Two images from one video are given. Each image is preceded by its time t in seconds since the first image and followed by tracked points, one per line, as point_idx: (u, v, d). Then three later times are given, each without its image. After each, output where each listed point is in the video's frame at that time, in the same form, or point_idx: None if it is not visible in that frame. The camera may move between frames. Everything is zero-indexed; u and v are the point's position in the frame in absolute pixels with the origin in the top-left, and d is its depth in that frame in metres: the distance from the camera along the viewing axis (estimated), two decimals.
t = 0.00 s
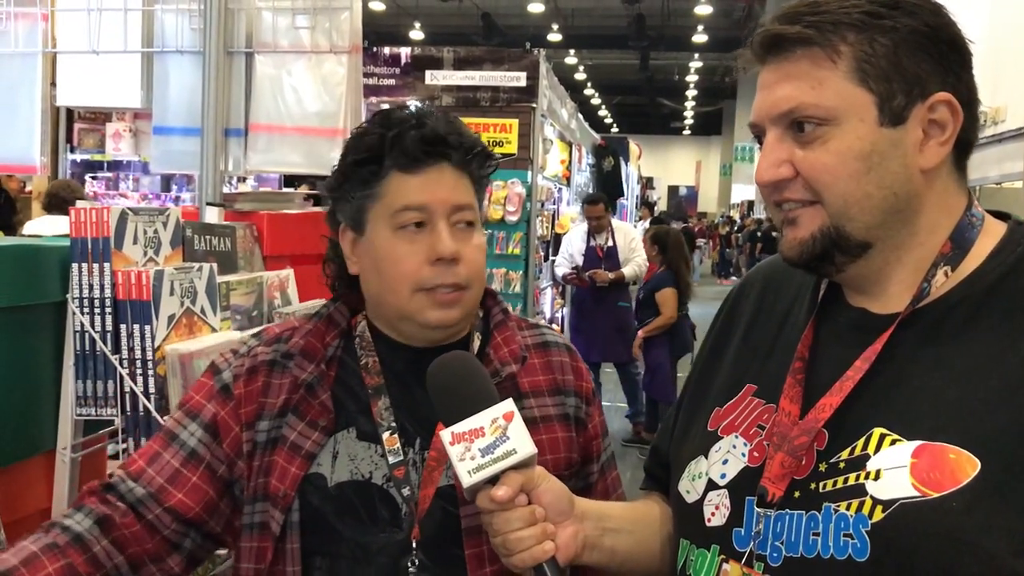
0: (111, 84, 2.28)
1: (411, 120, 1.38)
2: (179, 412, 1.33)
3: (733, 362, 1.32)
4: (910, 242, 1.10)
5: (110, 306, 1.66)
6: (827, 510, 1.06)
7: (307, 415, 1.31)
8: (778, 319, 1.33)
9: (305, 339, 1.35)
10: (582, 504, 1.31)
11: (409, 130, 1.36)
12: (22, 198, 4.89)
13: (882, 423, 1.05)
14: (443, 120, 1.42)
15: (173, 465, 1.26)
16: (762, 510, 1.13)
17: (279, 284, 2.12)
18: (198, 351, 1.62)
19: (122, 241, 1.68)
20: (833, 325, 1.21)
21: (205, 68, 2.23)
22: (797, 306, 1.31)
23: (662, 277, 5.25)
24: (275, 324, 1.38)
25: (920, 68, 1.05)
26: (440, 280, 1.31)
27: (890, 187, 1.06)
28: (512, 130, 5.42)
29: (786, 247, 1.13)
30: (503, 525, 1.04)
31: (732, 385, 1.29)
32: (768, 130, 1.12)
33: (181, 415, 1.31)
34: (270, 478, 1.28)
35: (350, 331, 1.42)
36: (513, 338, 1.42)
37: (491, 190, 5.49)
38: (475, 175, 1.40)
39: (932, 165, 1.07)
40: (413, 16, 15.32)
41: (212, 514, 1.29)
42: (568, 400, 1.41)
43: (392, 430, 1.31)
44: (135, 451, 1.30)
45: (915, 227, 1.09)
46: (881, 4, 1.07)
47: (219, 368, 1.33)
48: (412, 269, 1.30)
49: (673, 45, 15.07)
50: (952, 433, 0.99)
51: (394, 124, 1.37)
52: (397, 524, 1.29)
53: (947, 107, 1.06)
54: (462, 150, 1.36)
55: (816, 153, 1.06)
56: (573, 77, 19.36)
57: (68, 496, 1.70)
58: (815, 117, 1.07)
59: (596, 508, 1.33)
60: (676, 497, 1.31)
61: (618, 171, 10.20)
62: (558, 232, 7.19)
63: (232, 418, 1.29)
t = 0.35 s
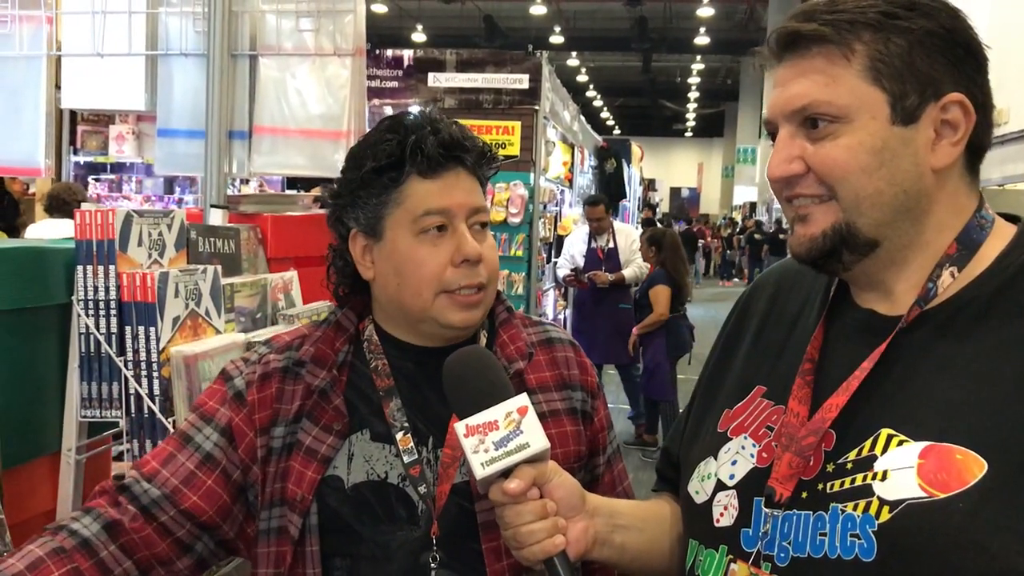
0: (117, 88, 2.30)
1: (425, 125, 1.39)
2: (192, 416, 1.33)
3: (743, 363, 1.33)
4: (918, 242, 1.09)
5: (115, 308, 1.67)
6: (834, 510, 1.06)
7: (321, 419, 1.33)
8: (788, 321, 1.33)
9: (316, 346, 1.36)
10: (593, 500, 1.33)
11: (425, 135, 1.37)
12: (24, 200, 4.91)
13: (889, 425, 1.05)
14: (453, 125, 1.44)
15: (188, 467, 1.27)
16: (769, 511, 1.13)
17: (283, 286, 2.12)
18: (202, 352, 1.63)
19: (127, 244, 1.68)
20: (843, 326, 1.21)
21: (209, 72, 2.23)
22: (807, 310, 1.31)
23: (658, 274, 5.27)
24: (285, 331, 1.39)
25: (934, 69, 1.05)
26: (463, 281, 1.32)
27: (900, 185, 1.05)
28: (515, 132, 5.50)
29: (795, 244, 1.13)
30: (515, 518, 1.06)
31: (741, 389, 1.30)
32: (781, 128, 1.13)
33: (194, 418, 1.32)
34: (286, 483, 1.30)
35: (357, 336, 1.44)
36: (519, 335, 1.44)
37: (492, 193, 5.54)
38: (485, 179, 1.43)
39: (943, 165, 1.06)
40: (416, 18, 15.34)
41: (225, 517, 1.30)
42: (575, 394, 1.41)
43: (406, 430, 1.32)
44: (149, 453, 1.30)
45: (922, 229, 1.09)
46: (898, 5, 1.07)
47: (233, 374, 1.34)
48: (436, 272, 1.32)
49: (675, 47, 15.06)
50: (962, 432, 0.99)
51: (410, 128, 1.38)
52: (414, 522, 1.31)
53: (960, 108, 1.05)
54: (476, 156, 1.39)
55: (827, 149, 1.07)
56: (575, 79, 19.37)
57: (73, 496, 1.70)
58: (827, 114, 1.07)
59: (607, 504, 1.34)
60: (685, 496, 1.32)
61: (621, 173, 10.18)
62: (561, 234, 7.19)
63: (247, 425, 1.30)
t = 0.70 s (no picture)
0: (116, 89, 2.29)
1: (430, 128, 1.38)
2: (201, 416, 1.31)
3: (748, 364, 1.32)
4: (924, 237, 1.08)
5: (114, 310, 1.66)
6: (836, 515, 1.05)
7: (329, 423, 1.33)
8: (791, 321, 1.32)
9: (324, 350, 1.35)
10: (598, 502, 1.31)
11: (429, 140, 1.35)
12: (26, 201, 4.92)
13: (892, 429, 1.04)
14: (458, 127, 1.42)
15: (197, 466, 1.24)
16: (773, 511, 1.12)
17: (284, 288, 2.11)
18: (201, 353, 1.63)
19: (125, 245, 1.67)
20: (847, 332, 1.19)
21: (209, 72, 2.23)
22: (811, 311, 1.30)
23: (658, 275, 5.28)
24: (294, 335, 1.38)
25: (958, 62, 1.03)
26: (467, 283, 1.31)
27: (913, 175, 1.04)
28: (516, 134, 5.48)
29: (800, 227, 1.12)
30: (518, 520, 1.04)
31: (742, 394, 1.28)
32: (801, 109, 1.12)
33: (203, 417, 1.30)
34: (295, 486, 1.30)
35: (365, 339, 1.43)
36: (526, 339, 1.42)
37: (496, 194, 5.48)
38: (489, 181, 1.42)
39: (959, 161, 1.05)
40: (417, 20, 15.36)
41: (230, 519, 1.28)
42: (583, 398, 1.40)
43: (413, 435, 1.32)
44: (157, 452, 1.27)
45: (931, 222, 1.07)
46: None
47: (241, 377, 1.32)
48: (439, 276, 1.31)
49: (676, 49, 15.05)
50: (973, 432, 0.97)
51: (413, 132, 1.37)
52: (421, 526, 1.30)
53: (981, 105, 1.04)
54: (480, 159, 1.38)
55: (844, 132, 1.06)
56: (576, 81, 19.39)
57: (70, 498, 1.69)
58: (848, 97, 1.07)
59: (610, 506, 1.33)
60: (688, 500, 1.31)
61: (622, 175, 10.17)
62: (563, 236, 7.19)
63: (256, 427, 1.29)
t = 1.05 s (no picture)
0: (119, 89, 2.29)
1: (421, 122, 1.38)
2: (188, 430, 1.33)
3: (752, 362, 1.32)
4: (942, 233, 1.07)
5: (116, 310, 1.65)
6: (836, 514, 1.05)
7: (315, 424, 1.31)
8: (797, 320, 1.31)
9: (309, 350, 1.34)
10: (600, 498, 1.31)
11: (418, 132, 1.35)
12: (28, 202, 4.93)
13: (894, 429, 1.04)
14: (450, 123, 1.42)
15: (183, 482, 1.27)
16: (774, 509, 1.12)
17: (285, 288, 2.11)
18: (203, 355, 1.61)
19: (128, 244, 1.68)
20: (852, 335, 1.19)
21: (212, 72, 2.23)
22: (818, 309, 1.29)
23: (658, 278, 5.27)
24: (280, 339, 1.38)
25: (991, 60, 1.03)
26: (449, 280, 1.30)
27: (935, 168, 1.03)
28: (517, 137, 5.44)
29: (818, 217, 1.12)
30: (521, 516, 1.04)
31: (745, 391, 1.28)
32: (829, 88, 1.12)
33: (188, 433, 1.31)
34: (281, 488, 1.28)
35: (352, 340, 1.42)
36: (514, 335, 1.42)
37: (496, 196, 5.51)
38: (481, 178, 1.40)
39: (982, 159, 1.04)
40: (418, 22, 15.40)
41: (223, 528, 1.29)
42: (572, 396, 1.39)
43: (400, 432, 1.30)
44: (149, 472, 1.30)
45: (950, 218, 1.07)
46: None
47: (226, 386, 1.33)
48: (422, 269, 1.30)
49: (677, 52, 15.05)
50: (987, 432, 0.96)
51: (403, 125, 1.37)
52: (408, 525, 1.27)
53: (1009, 104, 1.03)
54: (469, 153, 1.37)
55: (869, 119, 1.05)
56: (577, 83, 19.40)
57: (73, 498, 1.68)
58: (876, 84, 1.06)
59: (614, 503, 1.33)
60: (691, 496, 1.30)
61: (623, 177, 10.17)
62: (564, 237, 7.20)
63: (241, 434, 1.29)
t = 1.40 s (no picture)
0: (121, 91, 2.29)
1: (407, 123, 1.36)
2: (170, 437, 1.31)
3: (758, 362, 1.32)
4: (947, 239, 1.07)
5: (118, 313, 1.65)
6: (838, 515, 1.04)
7: (301, 429, 1.30)
8: (804, 321, 1.31)
9: (295, 353, 1.33)
10: (608, 499, 1.31)
11: (405, 133, 1.34)
12: (29, 204, 4.93)
13: (897, 431, 1.03)
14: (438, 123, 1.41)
15: (166, 490, 1.24)
16: (774, 510, 1.12)
17: (288, 290, 2.12)
18: (206, 357, 1.60)
19: (130, 248, 1.68)
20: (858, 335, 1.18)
21: (213, 75, 2.23)
22: (823, 312, 1.29)
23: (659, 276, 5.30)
24: (264, 341, 1.36)
25: (993, 64, 1.03)
26: (447, 281, 1.29)
27: (937, 174, 1.03)
28: (518, 138, 5.49)
29: (823, 228, 1.13)
30: (527, 516, 1.04)
31: (753, 389, 1.28)
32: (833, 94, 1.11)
33: (171, 440, 1.29)
34: (267, 494, 1.27)
35: (337, 341, 1.41)
36: (503, 339, 1.40)
37: (497, 198, 5.50)
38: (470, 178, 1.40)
39: (985, 162, 1.04)
40: (419, 24, 15.42)
41: (208, 535, 1.28)
42: (562, 399, 1.39)
43: (389, 437, 1.30)
44: (129, 480, 1.28)
45: (955, 223, 1.06)
46: None
47: (209, 390, 1.30)
48: (416, 271, 1.29)
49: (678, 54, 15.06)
50: (988, 436, 0.96)
51: (390, 126, 1.36)
52: (399, 531, 1.28)
53: (1012, 106, 1.03)
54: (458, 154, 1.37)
55: (870, 125, 1.05)
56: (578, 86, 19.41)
57: (75, 503, 1.68)
58: (875, 88, 1.06)
59: (622, 503, 1.33)
60: (694, 497, 1.31)
61: (624, 179, 10.17)
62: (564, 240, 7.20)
63: (225, 438, 1.27)
